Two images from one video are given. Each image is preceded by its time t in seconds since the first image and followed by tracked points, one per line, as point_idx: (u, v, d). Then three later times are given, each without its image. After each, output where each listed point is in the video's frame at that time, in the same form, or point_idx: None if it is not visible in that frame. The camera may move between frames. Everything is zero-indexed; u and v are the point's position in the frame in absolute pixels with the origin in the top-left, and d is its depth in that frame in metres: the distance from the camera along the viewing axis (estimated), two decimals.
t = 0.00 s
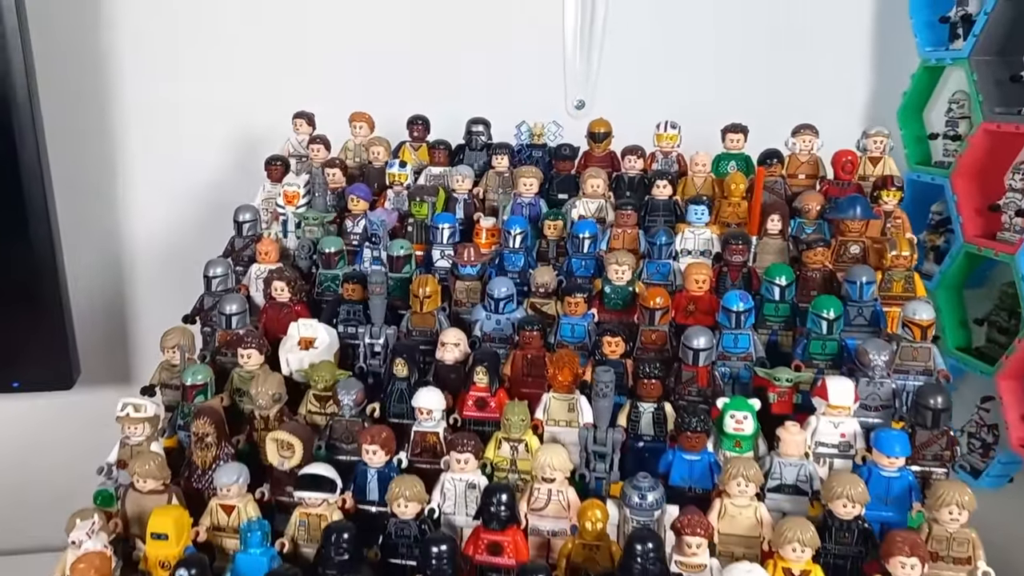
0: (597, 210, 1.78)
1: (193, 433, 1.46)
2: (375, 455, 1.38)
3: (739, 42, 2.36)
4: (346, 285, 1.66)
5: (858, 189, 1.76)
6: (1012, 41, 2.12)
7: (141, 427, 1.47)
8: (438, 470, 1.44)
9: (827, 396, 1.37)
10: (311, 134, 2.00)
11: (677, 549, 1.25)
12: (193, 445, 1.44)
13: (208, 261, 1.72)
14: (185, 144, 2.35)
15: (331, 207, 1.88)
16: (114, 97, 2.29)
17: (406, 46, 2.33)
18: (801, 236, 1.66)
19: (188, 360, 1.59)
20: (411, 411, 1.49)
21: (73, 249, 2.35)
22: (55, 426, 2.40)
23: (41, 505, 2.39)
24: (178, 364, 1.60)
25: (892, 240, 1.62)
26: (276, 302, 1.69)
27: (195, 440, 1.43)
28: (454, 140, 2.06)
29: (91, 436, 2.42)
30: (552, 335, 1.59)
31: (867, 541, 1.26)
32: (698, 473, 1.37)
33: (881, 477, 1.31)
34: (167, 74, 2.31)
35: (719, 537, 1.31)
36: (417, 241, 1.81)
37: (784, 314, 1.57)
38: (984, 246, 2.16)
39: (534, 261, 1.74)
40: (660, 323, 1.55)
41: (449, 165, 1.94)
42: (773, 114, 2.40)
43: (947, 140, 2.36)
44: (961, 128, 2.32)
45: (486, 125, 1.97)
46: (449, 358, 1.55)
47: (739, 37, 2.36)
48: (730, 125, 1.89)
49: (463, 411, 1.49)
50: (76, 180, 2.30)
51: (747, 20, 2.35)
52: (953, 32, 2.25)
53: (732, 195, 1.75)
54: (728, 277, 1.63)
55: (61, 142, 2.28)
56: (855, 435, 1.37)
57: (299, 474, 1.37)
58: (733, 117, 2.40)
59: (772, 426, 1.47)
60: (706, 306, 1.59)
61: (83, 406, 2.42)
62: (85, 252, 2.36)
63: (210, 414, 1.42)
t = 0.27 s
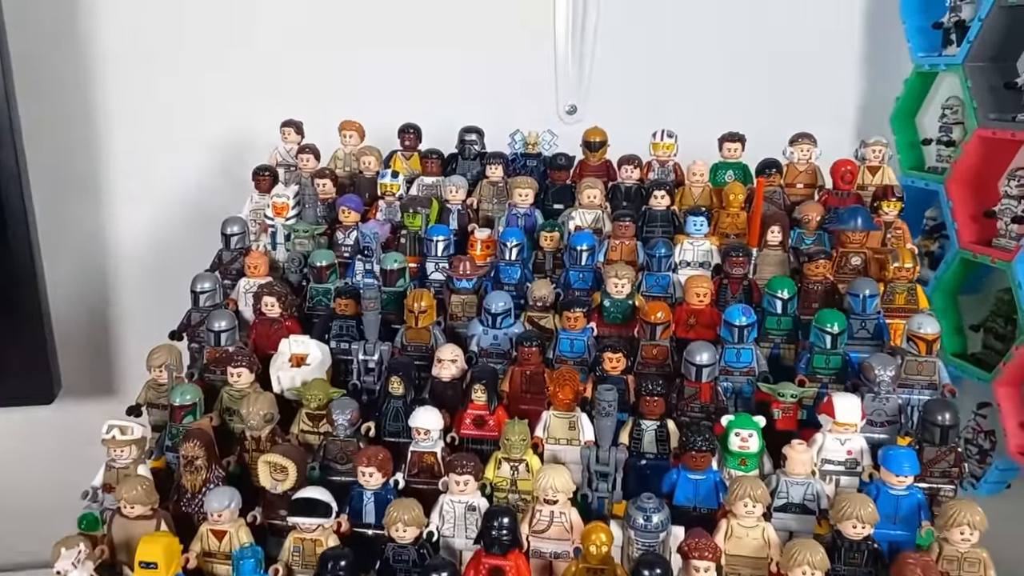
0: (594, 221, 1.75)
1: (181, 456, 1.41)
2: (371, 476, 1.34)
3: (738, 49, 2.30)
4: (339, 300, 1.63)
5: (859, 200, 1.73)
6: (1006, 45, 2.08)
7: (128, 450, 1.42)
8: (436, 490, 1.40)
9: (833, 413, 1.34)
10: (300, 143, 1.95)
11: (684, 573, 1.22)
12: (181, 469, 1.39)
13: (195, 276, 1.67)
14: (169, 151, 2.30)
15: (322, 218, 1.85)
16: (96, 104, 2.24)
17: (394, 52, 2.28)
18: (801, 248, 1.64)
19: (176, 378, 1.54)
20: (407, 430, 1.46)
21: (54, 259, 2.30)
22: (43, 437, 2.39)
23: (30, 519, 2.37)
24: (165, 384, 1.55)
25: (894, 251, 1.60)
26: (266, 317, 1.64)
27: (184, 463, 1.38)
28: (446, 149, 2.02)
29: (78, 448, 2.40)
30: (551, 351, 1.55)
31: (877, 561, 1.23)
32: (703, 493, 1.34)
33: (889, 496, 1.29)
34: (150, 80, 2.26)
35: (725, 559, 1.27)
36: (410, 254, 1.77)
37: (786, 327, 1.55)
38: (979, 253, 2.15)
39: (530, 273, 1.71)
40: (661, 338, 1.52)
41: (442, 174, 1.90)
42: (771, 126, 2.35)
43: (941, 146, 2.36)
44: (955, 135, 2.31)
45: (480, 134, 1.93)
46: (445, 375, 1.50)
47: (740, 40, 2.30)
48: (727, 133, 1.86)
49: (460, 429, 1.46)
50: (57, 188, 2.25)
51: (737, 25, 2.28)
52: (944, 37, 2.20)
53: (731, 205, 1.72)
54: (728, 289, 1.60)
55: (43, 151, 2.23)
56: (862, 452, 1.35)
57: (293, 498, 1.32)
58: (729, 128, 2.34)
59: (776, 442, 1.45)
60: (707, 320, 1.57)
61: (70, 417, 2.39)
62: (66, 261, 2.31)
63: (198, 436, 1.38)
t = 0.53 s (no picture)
0: (590, 218, 1.70)
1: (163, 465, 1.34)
2: (364, 485, 1.29)
3: (737, 39, 2.24)
4: (327, 300, 1.56)
5: (860, 195, 1.70)
6: (1003, 39, 2.04)
7: (105, 459, 1.34)
8: (431, 498, 1.34)
9: (843, 415, 1.30)
10: (284, 139, 1.89)
11: None
12: (163, 480, 1.32)
13: (176, 277, 1.60)
14: (146, 148, 2.23)
15: (308, 216, 1.78)
16: (70, 100, 2.16)
17: (380, 45, 2.22)
18: (803, 245, 1.60)
19: (155, 385, 1.46)
20: (400, 435, 1.41)
21: (27, 260, 2.22)
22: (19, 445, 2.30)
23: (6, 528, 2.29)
24: (145, 390, 1.48)
25: (898, 248, 1.57)
26: (251, 319, 1.58)
27: (165, 474, 1.31)
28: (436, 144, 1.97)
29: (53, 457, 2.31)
30: (549, 353, 1.50)
31: (890, 568, 1.19)
32: (709, 499, 1.29)
33: (902, 500, 1.24)
34: (126, 75, 2.18)
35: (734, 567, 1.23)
36: (401, 253, 1.72)
37: (789, 327, 1.51)
38: (973, 249, 2.11)
39: (525, 272, 1.66)
40: (663, 338, 1.47)
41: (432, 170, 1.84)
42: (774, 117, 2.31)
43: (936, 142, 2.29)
44: (951, 130, 2.23)
45: (470, 129, 1.87)
46: (439, 378, 1.45)
47: (735, 35, 2.26)
48: (725, 128, 1.81)
49: (455, 434, 1.40)
50: (29, 187, 2.17)
51: (734, 18, 2.23)
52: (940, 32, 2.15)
53: (731, 201, 1.67)
54: (730, 287, 1.56)
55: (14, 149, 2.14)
56: (872, 455, 1.30)
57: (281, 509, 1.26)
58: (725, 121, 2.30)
59: (783, 445, 1.41)
60: (709, 320, 1.52)
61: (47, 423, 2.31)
62: (40, 262, 2.24)
63: (181, 445, 1.31)
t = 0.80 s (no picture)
0: (596, 208, 1.67)
1: (166, 461, 1.31)
2: (374, 479, 1.26)
3: (743, 28, 2.21)
4: (331, 293, 1.53)
5: (869, 184, 1.68)
6: (1005, 29, 2.02)
7: (105, 456, 1.31)
8: (442, 493, 1.32)
9: (862, 404, 1.27)
10: (282, 129, 1.85)
11: None
12: (166, 476, 1.29)
13: (175, 269, 1.56)
14: (139, 141, 2.19)
15: (308, 207, 1.74)
16: (60, 91, 2.12)
17: (380, 35, 2.18)
18: (813, 234, 1.58)
19: (155, 380, 1.42)
20: (407, 430, 1.38)
21: (16, 256, 2.17)
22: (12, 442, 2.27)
23: None
24: (145, 385, 1.44)
25: (909, 236, 1.55)
26: (251, 313, 1.54)
27: (169, 470, 1.28)
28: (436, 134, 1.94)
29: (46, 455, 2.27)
30: (557, 343, 1.47)
31: (912, 558, 1.17)
32: (726, 490, 1.26)
33: (922, 490, 1.23)
34: (117, 66, 2.14)
35: (753, 559, 1.20)
36: (405, 244, 1.68)
37: (801, 316, 1.49)
38: (975, 239, 2.10)
39: (531, 263, 1.63)
40: (674, 329, 1.44)
41: (433, 160, 1.81)
42: (775, 110, 2.25)
43: (937, 132, 2.27)
44: (952, 121, 2.21)
45: (472, 118, 1.84)
46: (447, 371, 1.42)
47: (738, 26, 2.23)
48: (731, 117, 1.79)
49: (465, 428, 1.37)
50: (19, 181, 2.13)
51: (737, 7, 2.20)
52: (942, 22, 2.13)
53: (739, 190, 1.65)
54: (741, 277, 1.53)
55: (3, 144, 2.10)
56: (889, 446, 1.29)
57: (290, 505, 1.23)
58: (728, 108, 2.26)
59: (799, 436, 1.38)
60: (720, 310, 1.50)
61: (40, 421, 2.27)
62: (30, 258, 2.19)
63: (185, 440, 1.27)
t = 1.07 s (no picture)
0: (600, 197, 1.67)
1: (173, 450, 1.30)
2: (384, 466, 1.26)
3: (744, 18, 2.21)
4: (336, 282, 1.54)
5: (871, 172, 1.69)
6: (1003, 19, 2.02)
7: (111, 445, 1.30)
8: (451, 480, 1.32)
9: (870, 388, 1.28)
10: (282, 120, 1.84)
11: (725, 559, 1.14)
12: (174, 464, 1.28)
13: (178, 259, 1.55)
14: (135, 134, 2.17)
15: (311, 197, 1.73)
16: (55, 84, 2.10)
17: (379, 27, 2.18)
18: (817, 222, 1.59)
19: (161, 369, 1.41)
20: (415, 418, 1.37)
21: (12, 251, 2.15)
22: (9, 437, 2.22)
23: None
24: (150, 374, 1.43)
25: (912, 223, 1.56)
26: (256, 303, 1.53)
27: (176, 458, 1.27)
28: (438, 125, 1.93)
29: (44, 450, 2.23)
30: (563, 331, 1.47)
31: (921, 540, 1.17)
32: (736, 474, 1.26)
33: (930, 472, 1.23)
34: (114, 59, 2.13)
35: (763, 543, 1.20)
36: (409, 234, 1.68)
37: (807, 303, 1.49)
38: (973, 229, 2.12)
39: (535, 252, 1.63)
40: (681, 316, 1.45)
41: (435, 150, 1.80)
42: (774, 98, 2.26)
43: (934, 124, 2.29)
44: (948, 112, 2.23)
45: (474, 108, 1.84)
46: (454, 359, 1.42)
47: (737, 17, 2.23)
48: (732, 107, 1.79)
49: (473, 415, 1.37)
50: (14, 175, 2.11)
51: None
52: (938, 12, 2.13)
53: (742, 179, 1.66)
54: (746, 264, 1.54)
55: None
56: (897, 429, 1.29)
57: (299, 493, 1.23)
58: (726, 99, 2.26)
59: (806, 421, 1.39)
60: (726, 298, 1.50)
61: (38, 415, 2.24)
62: (26, 253, 2.17)
63: (192, 429, 1.27)
